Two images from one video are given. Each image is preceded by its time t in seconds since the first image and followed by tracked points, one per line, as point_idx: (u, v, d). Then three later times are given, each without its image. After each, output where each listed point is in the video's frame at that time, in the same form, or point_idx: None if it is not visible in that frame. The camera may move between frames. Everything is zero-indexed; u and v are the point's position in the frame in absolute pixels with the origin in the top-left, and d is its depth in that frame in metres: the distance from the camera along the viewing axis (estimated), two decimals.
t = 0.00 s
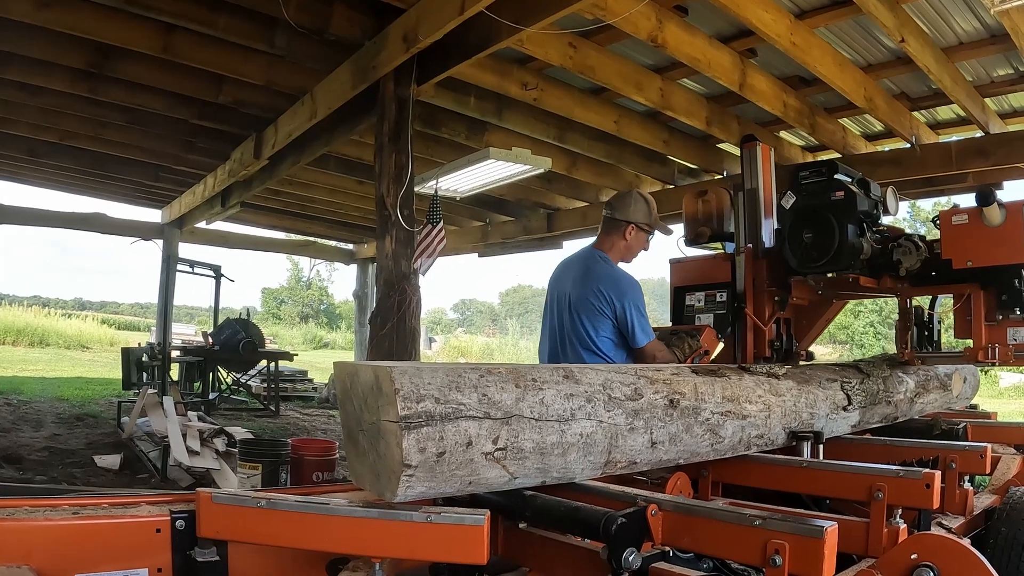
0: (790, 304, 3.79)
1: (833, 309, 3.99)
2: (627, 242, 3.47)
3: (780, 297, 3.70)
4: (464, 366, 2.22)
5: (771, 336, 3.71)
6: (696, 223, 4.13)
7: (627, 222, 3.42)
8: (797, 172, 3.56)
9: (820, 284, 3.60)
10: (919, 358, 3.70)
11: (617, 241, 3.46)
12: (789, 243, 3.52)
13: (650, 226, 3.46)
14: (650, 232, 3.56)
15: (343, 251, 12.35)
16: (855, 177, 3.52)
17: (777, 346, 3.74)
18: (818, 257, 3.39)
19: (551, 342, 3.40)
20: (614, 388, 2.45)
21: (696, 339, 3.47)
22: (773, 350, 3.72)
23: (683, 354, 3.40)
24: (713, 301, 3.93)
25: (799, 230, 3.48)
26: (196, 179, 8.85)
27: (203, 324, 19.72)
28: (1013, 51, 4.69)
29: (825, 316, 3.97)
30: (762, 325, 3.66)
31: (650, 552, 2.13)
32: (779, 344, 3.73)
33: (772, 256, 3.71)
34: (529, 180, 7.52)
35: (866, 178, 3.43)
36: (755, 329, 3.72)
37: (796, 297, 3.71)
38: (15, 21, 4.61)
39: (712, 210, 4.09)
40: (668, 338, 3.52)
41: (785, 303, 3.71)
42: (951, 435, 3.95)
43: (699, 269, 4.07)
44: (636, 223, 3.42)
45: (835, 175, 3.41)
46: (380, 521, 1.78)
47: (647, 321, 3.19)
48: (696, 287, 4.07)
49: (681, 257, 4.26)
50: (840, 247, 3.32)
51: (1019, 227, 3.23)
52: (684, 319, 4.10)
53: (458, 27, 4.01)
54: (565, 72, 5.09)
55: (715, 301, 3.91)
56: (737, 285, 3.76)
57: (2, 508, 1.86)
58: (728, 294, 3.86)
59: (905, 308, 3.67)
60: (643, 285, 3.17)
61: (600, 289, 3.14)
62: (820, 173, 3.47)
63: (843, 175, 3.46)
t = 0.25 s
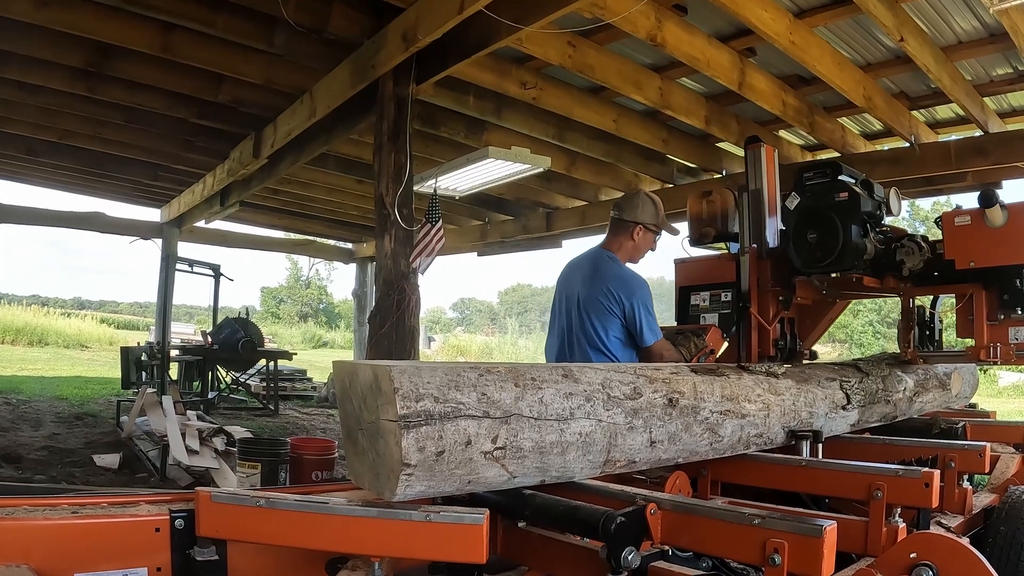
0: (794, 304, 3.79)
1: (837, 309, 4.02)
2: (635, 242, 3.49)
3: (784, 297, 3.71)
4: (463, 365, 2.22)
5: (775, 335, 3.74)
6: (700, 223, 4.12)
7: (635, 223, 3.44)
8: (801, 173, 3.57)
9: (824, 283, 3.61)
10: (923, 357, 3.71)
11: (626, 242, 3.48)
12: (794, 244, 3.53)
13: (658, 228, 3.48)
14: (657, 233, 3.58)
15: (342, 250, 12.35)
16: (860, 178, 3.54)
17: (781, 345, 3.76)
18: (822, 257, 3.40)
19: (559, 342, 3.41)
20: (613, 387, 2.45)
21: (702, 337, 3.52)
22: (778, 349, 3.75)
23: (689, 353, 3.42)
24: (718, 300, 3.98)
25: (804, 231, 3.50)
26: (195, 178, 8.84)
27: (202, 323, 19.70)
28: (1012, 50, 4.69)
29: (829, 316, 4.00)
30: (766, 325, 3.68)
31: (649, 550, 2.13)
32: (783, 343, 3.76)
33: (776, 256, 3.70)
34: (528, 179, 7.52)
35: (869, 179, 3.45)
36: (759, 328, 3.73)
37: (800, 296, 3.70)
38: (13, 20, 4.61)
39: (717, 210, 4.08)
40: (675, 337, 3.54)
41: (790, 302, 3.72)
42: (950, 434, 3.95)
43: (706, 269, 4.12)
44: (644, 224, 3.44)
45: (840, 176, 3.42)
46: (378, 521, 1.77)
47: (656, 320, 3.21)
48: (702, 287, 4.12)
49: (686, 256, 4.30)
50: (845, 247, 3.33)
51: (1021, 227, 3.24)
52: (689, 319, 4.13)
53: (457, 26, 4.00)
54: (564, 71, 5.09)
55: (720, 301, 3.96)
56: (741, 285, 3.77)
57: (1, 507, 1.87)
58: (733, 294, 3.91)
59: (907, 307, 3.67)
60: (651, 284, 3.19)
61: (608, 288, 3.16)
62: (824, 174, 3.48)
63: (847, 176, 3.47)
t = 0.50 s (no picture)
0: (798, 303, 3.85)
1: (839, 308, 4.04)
2: (643, 242, 3.49)
3: (790, 296, 3.77)
4: (462, 364, 2.22)
5: (780, 334, 3.74)
6: (706, 224, 4.17)
7: (642, 224, 3.44)
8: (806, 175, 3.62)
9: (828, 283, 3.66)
10: (925, 354, 3.76)
11: (634, 241, 3.48)
12: (799, 244, 3.55)
13: (666, 227, 3.49)
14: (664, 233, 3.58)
15: (341, 249, 12.34)
16: (863, 180, 3.57)
17: (786, 344, 3.76)
18: (826, 257, 3.43)
19: (567, 341, 3.42)
20: (612, 386, 2.45)
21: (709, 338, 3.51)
22: (782, 348, 3.75)
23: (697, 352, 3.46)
24: (723, 300, 3.88)
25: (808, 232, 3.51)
26: (194, 177, 8.84)
27: (201, 322, 19.69)
28: (1011, 49, 4.69)
29: (832, 315, 4.03)
30: (771, 324, 3.71)
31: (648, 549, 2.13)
32: (787, 343, 3.76)
33: (780, 257, 3.75)
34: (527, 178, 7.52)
35: (873, 180, 3.47)
36: (764, 328, 3.76)
37: (804, 295, 3.78)
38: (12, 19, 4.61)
39: (723, 211, 4.11)
40: (682, 335, 3.55)
41: (794, 302, 3.78)
42: (950, 433, 3.95)
43: (711, 267, 4.02)
44: (652, 224, 3.45)
45: (843, 177, 3.45)
46: (377, 520, 1.77)
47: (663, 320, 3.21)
48: (707, 285, 4.02)
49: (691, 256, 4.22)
50: (849, 247, 3.35)
51: None
52: (694, 319, 4.06)
53: (456, 25, 4.00)
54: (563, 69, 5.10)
55: (726, 300, 3.86)
56: (746, 284, 3.79)
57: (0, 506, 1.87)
58: (739, 293, 3.81)
59: (909, 307, 3.73)
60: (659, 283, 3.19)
61: (617, 287, 3.17)
62: (828, 176, 3.51)
63: (851, 178, 3.51)
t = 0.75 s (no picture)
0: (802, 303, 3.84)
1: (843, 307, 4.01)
2: (647, 242, 3.50)
3: (794, 295, 3.75)
4: (461, 363, 2.22)
5: (784, 334, 3.75)
6: (710, 225, 4.18)
7: (647, 224, 3.44)
8: (810, 176, 3.64)
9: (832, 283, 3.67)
10: (928, 353, 3.75)
11: (638, 241, 3.48)
12: (803, 244, 3.56)
13: (670, 227, 3.48)
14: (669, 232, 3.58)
15: (340, 248, 12.34)
16: (866, 181, 3.59)
17: (790, 342, 3.79)
18: (831, 257, 3.45)
19: (574, 340, 3.44)
20: (611, 385, 2.45)
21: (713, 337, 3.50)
22: (786, 347, 3.76)
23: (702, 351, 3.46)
24: (728, 299, 3.92)
25: (812, 232, 3.53)
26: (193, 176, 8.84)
27: (200, 321, 19.69)
28: (1010, 48, 4.70)
29: (835, 314, 4.01)
30: (776, 323, 3.70)
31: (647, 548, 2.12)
32: (792, 342, 3.77)
33: (784, 257, 3.75)
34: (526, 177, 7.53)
35: (877, 182, 3.48)
36: (768, 327, 3.75)
37: (809, 295, 3.77)
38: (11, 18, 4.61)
39: (728, 212, 4.12)
40: (687, 334, 3.56)
41: (798, 301, 3.77)
42: (949, 432, 3.96)
43: (716, 267, 4.05)
44: (655, 224, 3.45)
45: (847, 179, 3.47)
46: (376, 518, 1.77)
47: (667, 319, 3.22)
48: (712, 285, 4.04)
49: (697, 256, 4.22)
50: (853, 248, 3.38)
51: None
52: (700, 318, 4.07)
53: (455, 24, 4.00)
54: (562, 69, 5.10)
55: (730, 300, 3.90)
56: (750, 284, 3.79)
57: None
58: (743, 292, 3.85)
59: (912, 306, 3.74)
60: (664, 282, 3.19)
61: (621, 286, 3.18)
62: (832, 177, 3.54)
63: (855, 179, 3.54)
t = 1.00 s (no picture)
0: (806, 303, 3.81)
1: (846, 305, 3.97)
2: (649, 242, 3.50)
3: (796, 296, 3.71)
4: (460, 362, 2.22)
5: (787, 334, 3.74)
6: (713, 225, 4.17)
7: (648, 224, 3.44)
8: (813, 177, 3.62)
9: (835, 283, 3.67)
10: (929, 353, 3.74)
11: (641, 241, 3.48)
12: (806, 244, 3.55)
13: (671, 227, 3.48)
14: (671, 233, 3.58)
15: (340, 247, 12.34)
16: (869, 181, 3.57)
17: (793, 342, 3.81)
18: (833, 257, 3.44)
19: (579, 340, 3.45)
20: (610, 384, 2.45)
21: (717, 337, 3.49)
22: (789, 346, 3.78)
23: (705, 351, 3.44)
24: (731, 299, 3.96)
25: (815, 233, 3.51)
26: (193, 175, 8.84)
27: (199, 320, 19.69)
28: (1009, 48, 4.70)
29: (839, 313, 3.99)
30: (778, 322, 3.70)
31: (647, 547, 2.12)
32: (795, 340, 3.80)
33: (788, 256, 3.73)
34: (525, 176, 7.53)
35: (879, 182, 3.48)
36: (771, 327, 3.74)
37: (812, 295, 3.72)
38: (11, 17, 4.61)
39: (731, 212, 4.12)
40: (691, 334, 3.56)
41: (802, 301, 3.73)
42: (948, 431, 3.96)
43: (719, 267, 4.09)
44: (657, 225, 3.45)
45: (849, 180, 3.47)
46: (375, 518, 1.77)
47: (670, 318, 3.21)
48: (716, 284, 4.08)
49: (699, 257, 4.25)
50: (856, 248, 3.37)
51: None
52: (703, 317, 4.11)
53: (454, 23, 4.00)
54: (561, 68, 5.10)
55: (734, 299, 3.94)
56: (754, 284, 3.81)
57: None
58: (747, 292, 3.90)
59: (915, 306, 3.74)
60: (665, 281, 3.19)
61: (624, 286, 3.19)
62: (835, 177, 3.53)
63: (858, 179, 3.52)
